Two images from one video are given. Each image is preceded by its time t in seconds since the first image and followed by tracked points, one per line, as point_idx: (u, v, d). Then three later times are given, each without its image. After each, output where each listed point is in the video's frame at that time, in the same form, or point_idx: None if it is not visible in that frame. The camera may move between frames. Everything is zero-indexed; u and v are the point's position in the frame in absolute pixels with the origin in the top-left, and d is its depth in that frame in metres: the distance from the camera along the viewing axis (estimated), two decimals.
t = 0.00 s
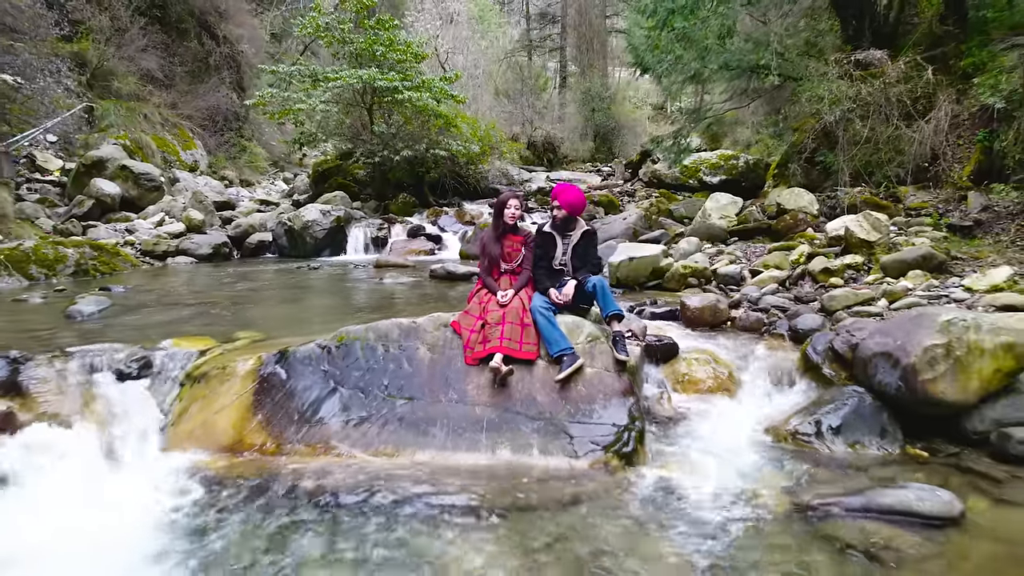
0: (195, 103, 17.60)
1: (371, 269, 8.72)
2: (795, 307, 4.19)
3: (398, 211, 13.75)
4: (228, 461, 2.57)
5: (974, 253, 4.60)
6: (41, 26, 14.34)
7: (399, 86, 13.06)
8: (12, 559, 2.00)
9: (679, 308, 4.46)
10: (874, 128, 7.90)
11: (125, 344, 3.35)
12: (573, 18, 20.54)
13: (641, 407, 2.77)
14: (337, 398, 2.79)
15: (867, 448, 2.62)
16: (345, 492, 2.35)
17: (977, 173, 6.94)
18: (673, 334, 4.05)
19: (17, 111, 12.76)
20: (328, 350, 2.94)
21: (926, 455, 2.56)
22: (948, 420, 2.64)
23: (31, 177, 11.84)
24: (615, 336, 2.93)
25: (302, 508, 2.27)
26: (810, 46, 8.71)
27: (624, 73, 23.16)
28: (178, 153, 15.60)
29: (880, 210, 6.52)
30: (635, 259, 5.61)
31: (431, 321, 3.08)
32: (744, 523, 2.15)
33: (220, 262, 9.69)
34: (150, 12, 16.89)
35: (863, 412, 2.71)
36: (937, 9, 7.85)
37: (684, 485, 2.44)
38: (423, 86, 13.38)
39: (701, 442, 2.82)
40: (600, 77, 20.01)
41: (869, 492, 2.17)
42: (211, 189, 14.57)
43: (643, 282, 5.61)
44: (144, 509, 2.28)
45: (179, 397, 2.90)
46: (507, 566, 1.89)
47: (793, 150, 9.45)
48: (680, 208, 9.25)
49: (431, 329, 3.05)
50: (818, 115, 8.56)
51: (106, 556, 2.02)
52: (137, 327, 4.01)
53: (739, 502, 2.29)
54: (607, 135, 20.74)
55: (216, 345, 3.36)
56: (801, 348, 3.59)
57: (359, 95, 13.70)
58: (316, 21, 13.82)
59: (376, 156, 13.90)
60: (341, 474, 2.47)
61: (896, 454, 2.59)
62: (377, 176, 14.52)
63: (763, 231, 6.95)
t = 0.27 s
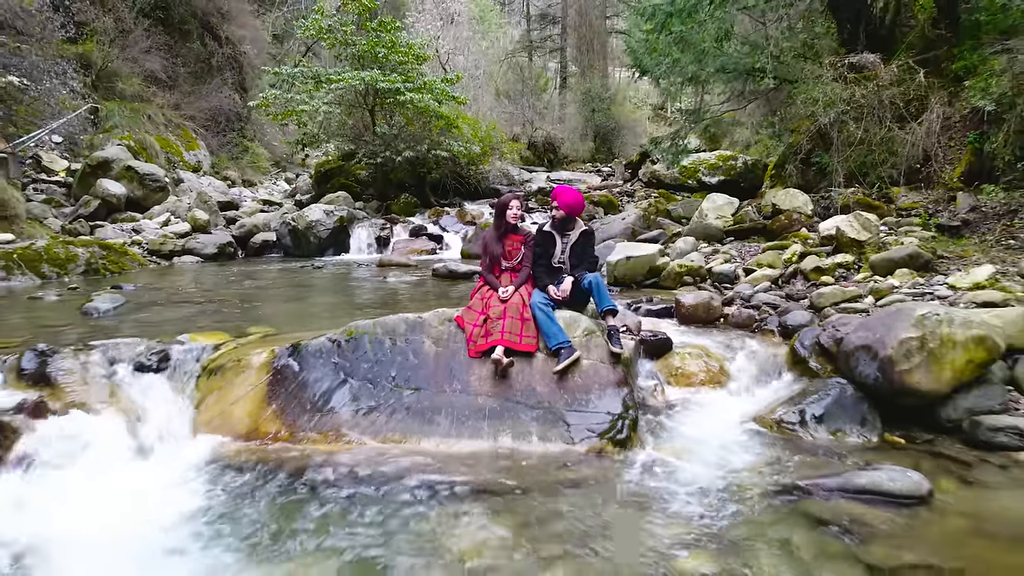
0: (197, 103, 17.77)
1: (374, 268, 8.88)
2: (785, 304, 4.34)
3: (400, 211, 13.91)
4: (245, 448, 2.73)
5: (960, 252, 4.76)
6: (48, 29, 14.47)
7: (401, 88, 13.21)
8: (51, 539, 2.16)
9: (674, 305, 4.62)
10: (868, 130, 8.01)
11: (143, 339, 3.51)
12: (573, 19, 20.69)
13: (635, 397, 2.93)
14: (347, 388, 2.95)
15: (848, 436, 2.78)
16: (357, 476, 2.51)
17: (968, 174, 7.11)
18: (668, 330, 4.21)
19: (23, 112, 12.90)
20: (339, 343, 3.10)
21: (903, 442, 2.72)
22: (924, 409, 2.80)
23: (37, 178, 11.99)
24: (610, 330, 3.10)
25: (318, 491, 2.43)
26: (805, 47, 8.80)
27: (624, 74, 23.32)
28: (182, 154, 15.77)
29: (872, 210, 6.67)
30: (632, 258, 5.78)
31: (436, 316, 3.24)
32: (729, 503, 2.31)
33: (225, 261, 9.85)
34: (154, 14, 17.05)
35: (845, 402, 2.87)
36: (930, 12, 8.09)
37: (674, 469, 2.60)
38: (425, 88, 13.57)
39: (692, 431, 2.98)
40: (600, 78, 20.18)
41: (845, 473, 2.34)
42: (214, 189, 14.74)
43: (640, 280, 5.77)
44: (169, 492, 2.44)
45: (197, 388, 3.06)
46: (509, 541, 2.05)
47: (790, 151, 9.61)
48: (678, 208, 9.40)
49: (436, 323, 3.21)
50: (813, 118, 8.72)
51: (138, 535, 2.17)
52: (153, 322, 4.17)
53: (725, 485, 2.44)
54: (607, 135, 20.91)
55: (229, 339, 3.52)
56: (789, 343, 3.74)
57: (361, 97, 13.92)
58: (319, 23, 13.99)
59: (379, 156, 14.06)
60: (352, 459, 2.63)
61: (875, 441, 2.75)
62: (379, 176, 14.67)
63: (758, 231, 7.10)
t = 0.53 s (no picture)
0: (200, 105, 17.95)
1: (377, 267, 9.05)
2: (775, 301, 4.51)
3: (402, 212, 14.08)
4: (261, 435, 2.90)
5: (945, 252, 4.94)
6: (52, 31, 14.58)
7: (403, 90, 13.37)
8: (87, 516, 2.32)
9: (669, 302, 4.79)
10: (862, 132, 8.20)
11: (161, 333, 3.67)
12: (573, 20, 20.84)
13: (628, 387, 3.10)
14: (356, 380, 3.11)
15: (829, 424, 2.94)
16: (368, 460, 2.68)
17: (958, 175, 7.25)
18: (661, 326, 4.38)
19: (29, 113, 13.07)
20: (348, 336, 3.27)
21: (881, 429, 2.88)
22: (901, 399, 2.97)
23: (43, 178, 12.16)
24: (604, 324, 3.23)
25: (332, 473, 2.60)
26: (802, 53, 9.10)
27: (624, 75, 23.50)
28: (185, 155, 15.95)
29: (864, 211, 6.82)
30: (630, 257, 5.96)
31: (441, 311, 3.40)
32: (716, 485, 2.47)
33: (230, 260, 10.02)
34: (157, 16, 17.21)
35: (827, 392, 3.03)
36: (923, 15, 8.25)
37: (664, 454, 2.77)
38: (427, 89, 13.75)
39: (683, 420, 3.15)
40: (600, 79, 20.35)
41: (824, 457, 2.51)
42: (218, 190, 14.91)
43: (637, 279, 5.95)
44: (193, 476, 2.61)
45: (213, 379, 3.23)
46: (511, 517, 2.22)
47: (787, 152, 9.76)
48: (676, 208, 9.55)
49: (440, 318, 3.38)
50: (807, 120, 8.88)
51: (168, 514, 2.34)
52: (168, 319, 4.35)
53: (711, 468, 2.61)
54: (607, 136, 21.09)
55: (242, 334, 3.68)
56: (778, 337, 3.91)
57: (363, 99, 14.07)
58: (321, 26, 14.15)
59: (380, 157, 14.23)
60: (363, 445, 2.80)
61: (854, 428, 2.92)
62: (380, 177, 14.84)
63: (753, 231, 7.27)
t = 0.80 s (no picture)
0: (203, 106, 18.12)
1: (380, 266, 9.23)
2: (766, 299, 4.68)
3: (403, 212, 14.26)
4: (276, 422, 3.07)
5: (930, 251, 5.12)
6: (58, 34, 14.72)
7: (405, 91, 13.53)
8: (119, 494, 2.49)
9: (664, 300, 4.95)
10: (855, 133, 8.34)
11: (178, 328, 3.85)
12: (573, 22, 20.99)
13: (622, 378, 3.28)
14: (365, 371, 3.29)
15: (812, 413, 3.12)
16: (378, 445, 2.86)
17: (948, 177, 7.46)
18: (656, 321, 4.56)
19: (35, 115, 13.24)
20: (357, 331, 3.44)
21: (860, 417, 3.06)
22: (880, 389, 3.15)
23: (49, 179, 12.33)
24: (600, 318, 3.44)
25: (344, 456, 2.77)
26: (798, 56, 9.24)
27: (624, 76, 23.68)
28: (189, 155, 16.13)
29: (856, 211, 6.99)
30: (627, 256, 6.14)
31: (445, 307, 3.58)
32: (702, 468, 2.65)
33: (235, 260, 10.20)
34: (161, 17, 17.37)
35: (810, 383, 3.21)
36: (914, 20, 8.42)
37: (655, 439, 2.95)
38: (428, 91, 13.93)
39: (674, 409, 3.32)
40: (600, 80, 20.52)
41: (805, 443, 2.68)
42: (222, 190, 15.10)
43: (634, 277, 6.13)
44: (215, 458, 2.79)
45: (229, 371, 3.40)
46: (513, 497, 2.39)
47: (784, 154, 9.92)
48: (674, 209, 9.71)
49: (445, 313, 3.56)
50: (801, 122, 9.05)
51: (195, 492, 2.51)
52: (182, 315, 4.53)
53: (699, 452, 2.79)
54: (607, 137, 21.27)
55: (255, 329, 3.86)
56: (767, 333, 4.09)
57: (366, 100, 14.20)
58: (324, 28, 14.28)
59: (383, 158, 14.40)
60: (373, 432, 2.98)
61: (836, 417, 3.09)
62: (382, 177, 15.02)
63: (748, 231, 7.45)
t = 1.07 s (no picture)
0: (207, 107, 18.31)
1: (383, 265, 9.42)
2: (757, 296, 4.87)
3: (405, 212, 14.45)
4: (291, 412, 3.26)
5: (916, 250, 5.31)
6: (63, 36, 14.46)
7: (407, 93, 13.69)
8: (146, 475, 2.67)
9: (659, 297, 5.15)
10: (847, 135, 8.56)
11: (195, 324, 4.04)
12: (573, 23, 21.13)
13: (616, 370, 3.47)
14: (374, 363, 3.48)
15: (795, 403, 3.30)
16: (387, 431, 3.05)
17: (937, 178, 7.60)
18: (651, 318, 4.74)
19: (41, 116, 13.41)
20: (366, 325, 3.62)
21: (840, 407, 3.24)
22: (860, 380, 3.34)
23: (56, 180, 12.52)
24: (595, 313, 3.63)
25: (355, 441, 2.96)
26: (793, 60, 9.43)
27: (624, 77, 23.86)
28: (192, 156, 16.32)
29: (847, 211, 7.17)
30: (624, 255, 6.33)
31: (449, 302, 3.76)
32: (690, 452, 2.83)
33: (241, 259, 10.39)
34: (164, 19, 17.53)
35: (794, 374, 3.39)
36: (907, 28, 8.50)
37: (647, 427, 3.14)
38: (430, 93, 14.09)
39: (665, 399, 3.51)
40: (600, 81, 20.69)
41: (786, 429, 2.87)
42: (226, 190, 15.28)
43: (630, 275, 6.31)
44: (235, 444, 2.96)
45: (245, 364, 3.59)
46: (513, 477, 2.57)
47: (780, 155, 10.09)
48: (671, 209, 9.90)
49: (448, 308, 3.74)
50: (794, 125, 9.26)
51: (218, 473, 2.69)
52: (196, 312, 4.72)
53: (687, 438, 2.98)
54: (607, 137, 21.45)
55: (267, 324, 4.04)
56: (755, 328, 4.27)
57: (368, 102, 14.37)
58: (327, 31, 14.45)
59: (385, 159, 14.58)
60: (382, 420, 3.17)
61: (818, 406, 3.27)
62: (384, 178, 15.21)
63: (743, 231, 7.64)
